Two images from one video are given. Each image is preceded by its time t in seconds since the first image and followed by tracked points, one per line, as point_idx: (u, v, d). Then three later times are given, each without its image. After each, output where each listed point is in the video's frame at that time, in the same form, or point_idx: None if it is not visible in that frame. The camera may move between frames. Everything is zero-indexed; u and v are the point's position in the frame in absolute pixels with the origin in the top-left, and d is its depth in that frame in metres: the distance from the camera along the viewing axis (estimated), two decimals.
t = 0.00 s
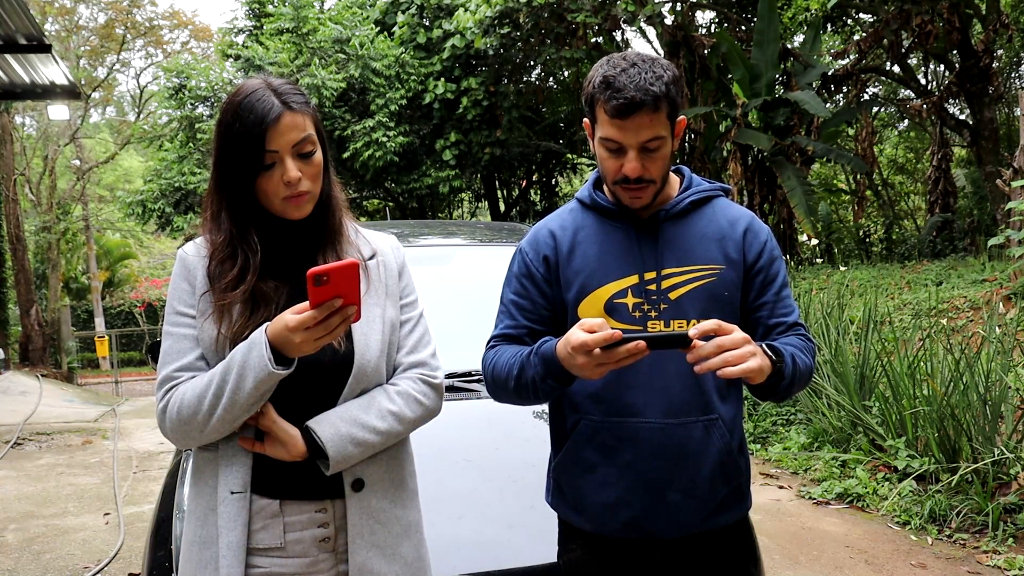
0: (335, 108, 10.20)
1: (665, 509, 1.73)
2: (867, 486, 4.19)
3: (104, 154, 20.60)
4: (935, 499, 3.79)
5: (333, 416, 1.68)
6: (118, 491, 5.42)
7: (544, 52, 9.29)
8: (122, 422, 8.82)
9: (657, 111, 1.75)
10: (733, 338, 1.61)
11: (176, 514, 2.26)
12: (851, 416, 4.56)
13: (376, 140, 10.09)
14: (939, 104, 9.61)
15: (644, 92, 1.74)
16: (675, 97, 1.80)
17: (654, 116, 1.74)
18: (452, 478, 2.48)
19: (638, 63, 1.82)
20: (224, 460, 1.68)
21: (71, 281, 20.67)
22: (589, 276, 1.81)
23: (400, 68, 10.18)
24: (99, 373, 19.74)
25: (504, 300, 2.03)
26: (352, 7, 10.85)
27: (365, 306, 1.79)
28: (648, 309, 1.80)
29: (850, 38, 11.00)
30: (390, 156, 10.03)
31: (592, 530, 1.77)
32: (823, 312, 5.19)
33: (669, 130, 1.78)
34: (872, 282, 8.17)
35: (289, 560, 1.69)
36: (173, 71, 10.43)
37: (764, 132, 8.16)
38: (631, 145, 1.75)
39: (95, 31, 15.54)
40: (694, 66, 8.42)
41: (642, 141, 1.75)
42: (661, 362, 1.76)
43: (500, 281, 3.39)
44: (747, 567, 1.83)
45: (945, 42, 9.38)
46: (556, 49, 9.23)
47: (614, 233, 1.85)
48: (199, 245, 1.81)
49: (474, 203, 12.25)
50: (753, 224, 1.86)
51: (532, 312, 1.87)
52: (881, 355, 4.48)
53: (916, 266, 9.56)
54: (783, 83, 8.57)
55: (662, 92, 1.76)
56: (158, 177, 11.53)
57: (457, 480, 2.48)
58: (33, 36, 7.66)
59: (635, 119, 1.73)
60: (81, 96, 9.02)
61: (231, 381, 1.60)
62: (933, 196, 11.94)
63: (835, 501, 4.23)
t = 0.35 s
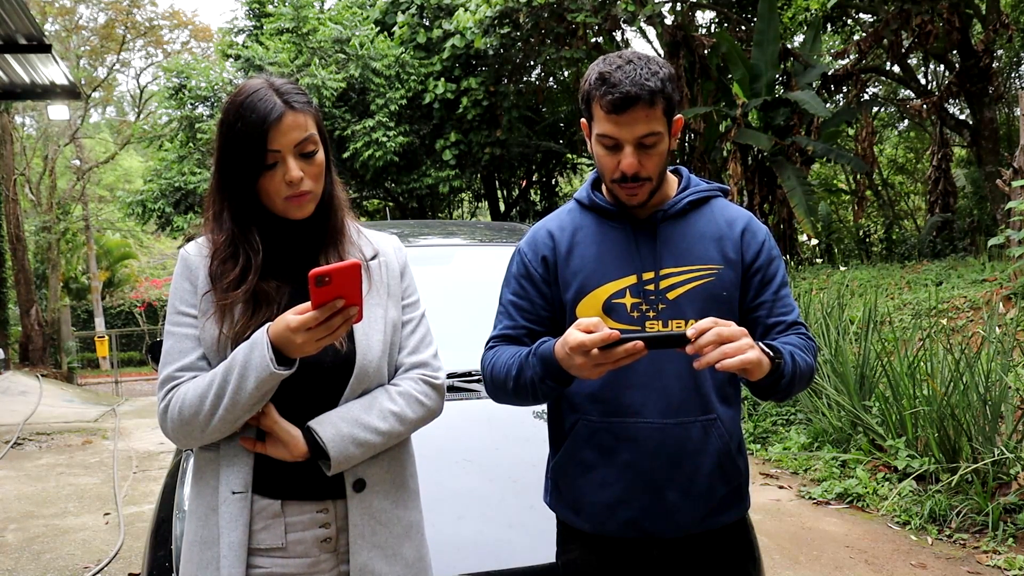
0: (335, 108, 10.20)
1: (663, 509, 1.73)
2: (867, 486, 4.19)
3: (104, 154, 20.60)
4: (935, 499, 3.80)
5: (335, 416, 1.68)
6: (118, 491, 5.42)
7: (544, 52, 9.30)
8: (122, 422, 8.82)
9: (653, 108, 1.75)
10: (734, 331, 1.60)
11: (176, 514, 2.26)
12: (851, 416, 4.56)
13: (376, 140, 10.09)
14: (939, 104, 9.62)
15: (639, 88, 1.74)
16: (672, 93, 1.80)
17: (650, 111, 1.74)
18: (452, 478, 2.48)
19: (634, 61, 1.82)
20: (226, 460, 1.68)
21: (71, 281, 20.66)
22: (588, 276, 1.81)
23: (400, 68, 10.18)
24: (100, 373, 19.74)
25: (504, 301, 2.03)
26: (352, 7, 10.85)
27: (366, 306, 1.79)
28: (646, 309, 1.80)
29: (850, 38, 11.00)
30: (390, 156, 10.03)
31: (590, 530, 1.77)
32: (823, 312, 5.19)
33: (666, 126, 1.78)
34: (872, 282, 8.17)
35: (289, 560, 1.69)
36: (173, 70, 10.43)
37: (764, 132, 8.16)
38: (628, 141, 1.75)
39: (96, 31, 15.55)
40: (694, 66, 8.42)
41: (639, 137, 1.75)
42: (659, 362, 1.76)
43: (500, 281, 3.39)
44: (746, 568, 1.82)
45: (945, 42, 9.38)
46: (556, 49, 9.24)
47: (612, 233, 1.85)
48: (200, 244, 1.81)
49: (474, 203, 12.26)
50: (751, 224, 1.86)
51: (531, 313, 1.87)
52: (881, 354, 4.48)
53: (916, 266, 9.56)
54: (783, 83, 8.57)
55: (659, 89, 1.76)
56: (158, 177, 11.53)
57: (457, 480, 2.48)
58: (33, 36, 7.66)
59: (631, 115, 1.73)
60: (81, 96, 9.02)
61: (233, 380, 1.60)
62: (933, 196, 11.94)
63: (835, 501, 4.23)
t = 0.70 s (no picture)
0: (335, 108, 10.21)
1: (662, 509, 1.73)
2: (867, 486, 4.19)
3: (104, 154, 20.59)
4: (935, 499, 3.80)
5: (337, 416, 1.68)
6: (118, 491, 5.42)
7: (544, 52, 9.31)
8: (122, 422, 8.82)
9: (654, 109, 1.75)
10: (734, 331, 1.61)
11: (176, 514, 2.26)
12: (851, 416, 4.56)
13: (376, 140, 10.09)
14: (939, 104, 9.63)
15: (640, 91, 1.74)
16: (672, 94, 1.80)
17: (651, 113, 1.75)
18: (453, 478, 2.48)
19: (634, 63, 1.82)
20: (228, 460, 1.69)
21: (71, 281, 20.66)
22: (587, 276, 1.82)
23: (400, 68, 10.18)
24: (99, 373, 19.74)
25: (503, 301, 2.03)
26: (353, 7, 10.85)
27: (368, 306, 1.79)
28: (645, 310, 1.81)
29: (850, 39, 11.00)
30: (390, 156, 10.03)
31: (590, 530, 1.77)
32: (823, 311, 5.19)
33: (667, 127, 1.78)
34: (872, 282, 8.18)
35: (291, 560, 1.70)
36: (173, 70, 10.43)
37: (764, 132, 8.16)
38: (629, 143, 1.75)
39: (96, 31, 15.55)
40: (694, 66, 8.42)
41: (640, 139, 1.75)
42: (658, 362, 1.76)
43: (500, 282, 3.40)
44: (746, 568, 1.82)
45: (945, 42, 9.39)
46: (556, 49, 9.25)
47: (611, 234, 1.85)
48: (201, 244, 1.82)
49: (474, 203, 12.26)
50: (750, 224, 1.86)
51: (530, 313, 1.87)
52: (881, 354, 4.48)
53: (916, 266, 9.57)
54: (783, 83, 8.57)
55: (660, 91, 1.76)
56: (158, 177, 11.53)
57: (458, 480, 2.48)
58: (33, 36, 7.66)
59: (632, 116, 1.73)
60: (81, 96, 9.02)
61: (236, 380, 1.60)
62: (933, 196, 11.95)
63: (835, 501, 4.23)
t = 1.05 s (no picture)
0: (335, 108, 10.22)
1: (663, 509, 1.73)
2: (867, 486, 4.20)
3: (104, 154, 20.58)
4: (935, 499, 3.80)
5: (338, 417, 1.68)
6: (118, 491, 5.42)
7: (544, 52, 9.31)
8: (122, 422, 8.82)
9: (659, 110, 1.75)
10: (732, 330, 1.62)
11: (176, 514, 2.26)
12: (851, 416, 4.56)
13: (376, 140, 10.09)
14: (939, 104, 9.63)
15: (646, 92, 1.74)
16: (675, 94, 1.80)
17: (656, 114, 1.75)
18: (452, 478, 2.48)
19: (637, 64, 1.82)
20: (229, 461, 1.69)
21: (71, 281, 20.66)
22: (588, 277, 1.82)
23: (400, 68, 10.19)
24: (99, 373, 19.74)
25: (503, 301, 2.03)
26: (352, 7, 10.86)
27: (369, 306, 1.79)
28: (646, 310, 1.81)
29: (850, 38, 11.00)
30: (390, 156, 10.03)
31: (590, 530, 1.77)
32: (823, 312, 5.19)
33: (671, 128, 1.79)
34: (872, 282, 8.18)
35: (291, 560, 1.70)
36: (173, 70, 10.43)
37: (764, 132, 8.17)
38: (634, 144, 1.75)
39: (95, 31, 15.56)
40: (694, 66, 8.42)
41: (645, 139, 1.75)
42: (659, 362, 1.76)
43: (501, 282, 3.40)
44: (746, 569, 1.82)
45: (945, 42, 9.39)
46: (556, 49, 9.25)
47: (613, 234, 1.85)
48: (202, 244, 1.82)
49: (474, 203, 12.26)
50: (751, 224, 1.86)
51: (531, 313, 1.87)
52: (881, 354, 4.48)
53: (916, 266, 9.57)
54: (783, 83, 8.58)
55: (664, 93, 1.77)
56: (158, 177, 11.54)
57: (459, 480, 2.48)
58: (33, 36, 7.66)
59: (637, 117, 1.74)
60: (81, 96, 9.02)
61: (237, 380, 1.60)
62: (933, 196, 11.96)
63: (835, 501, 4.23)
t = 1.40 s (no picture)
0: (335, 108, 10.22)
1: (662, 509, 1.73)
2: (867, 486, 4.19)
3: (104, 154, 20.57)
4: (935, 499, 3.80)
5: (338, 417, 1.68)
6: (118, 491, 5.42)
7: (544, 52, 9.31)
8: (122, 422, 8.82)
9: (662, 111, 1.75)
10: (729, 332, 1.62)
11: (176, 514, 2.26)
12: (851, 416, 4.56)
13: (376, 140, 10.10)
14: (939, 104, 9.64)
15: (648, 94, 1.74)
16: (676, 94, 1.80)
17: (658, 115, 1.75)
18: (453, 478, 2.48)
19: (637, 65, 1.82)
20: (228, 460, 1.69)
21: (71, 281, 20.66)
22: (588, 276, 1.81)
23: (400, 68, 10.19)
24: (100, 373, 19.74)
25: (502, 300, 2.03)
26: (352, 7, 10.86)
27: (368, 306, 1.79)
28: (646, 310, 1.80)
29: (850, 38, 11.00)
30: (390, 156, 10.03)
31: (590, 530, 1.77)
32: (823, 311, 5.19)
33: (673, 128, 1.78)
34: (872, 282, 8.18)
35: (291, 560, 1.70)
36: (173, 70, 10.42)
37: (764, 132, 8.18)
38: (636, 145, 1.75)
39: (96, 31, 15.55)
40: (694, 66, 8.42)
41: (647, 142, 1.75)
42: (659, 363, 1.76)
43: (501, 282, 3.40)
44: (746, 569, 1.82)
45: (945, 42, 9.39)
46: (556, 49, 9.25)
47: (614, 234, 1.85)
48: (202, 244, 1.82)
49: (474, 203, 12.26)
50: (750, 225, 1.86)
51: (531, 313, 1.87)
52: (881, 354, 4.48)
53: (916, 266, 9.56)
54: (783, 83, 8.58)
55: (666, 94, 1.76)
56: (158, 177, 11.55)
57: (459, 480, 2.48)
58: (33, 36, 7.65)
59: (640, 119, 1.73)
60: (81, 96, 9.01)
61: (237, 380, 1.60)
62: (933, 196, 11.97)
63: (835, 501, 4.23)
